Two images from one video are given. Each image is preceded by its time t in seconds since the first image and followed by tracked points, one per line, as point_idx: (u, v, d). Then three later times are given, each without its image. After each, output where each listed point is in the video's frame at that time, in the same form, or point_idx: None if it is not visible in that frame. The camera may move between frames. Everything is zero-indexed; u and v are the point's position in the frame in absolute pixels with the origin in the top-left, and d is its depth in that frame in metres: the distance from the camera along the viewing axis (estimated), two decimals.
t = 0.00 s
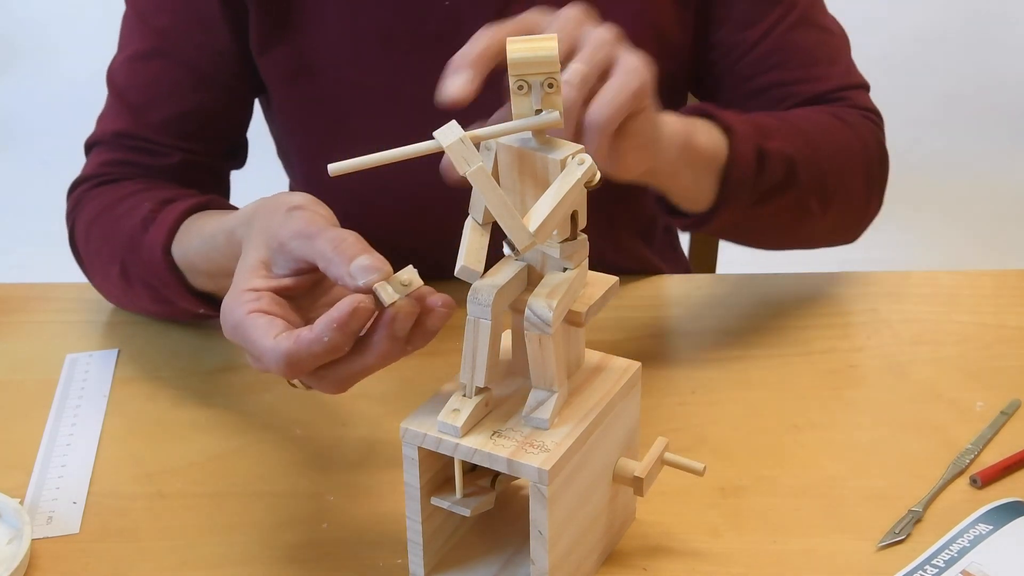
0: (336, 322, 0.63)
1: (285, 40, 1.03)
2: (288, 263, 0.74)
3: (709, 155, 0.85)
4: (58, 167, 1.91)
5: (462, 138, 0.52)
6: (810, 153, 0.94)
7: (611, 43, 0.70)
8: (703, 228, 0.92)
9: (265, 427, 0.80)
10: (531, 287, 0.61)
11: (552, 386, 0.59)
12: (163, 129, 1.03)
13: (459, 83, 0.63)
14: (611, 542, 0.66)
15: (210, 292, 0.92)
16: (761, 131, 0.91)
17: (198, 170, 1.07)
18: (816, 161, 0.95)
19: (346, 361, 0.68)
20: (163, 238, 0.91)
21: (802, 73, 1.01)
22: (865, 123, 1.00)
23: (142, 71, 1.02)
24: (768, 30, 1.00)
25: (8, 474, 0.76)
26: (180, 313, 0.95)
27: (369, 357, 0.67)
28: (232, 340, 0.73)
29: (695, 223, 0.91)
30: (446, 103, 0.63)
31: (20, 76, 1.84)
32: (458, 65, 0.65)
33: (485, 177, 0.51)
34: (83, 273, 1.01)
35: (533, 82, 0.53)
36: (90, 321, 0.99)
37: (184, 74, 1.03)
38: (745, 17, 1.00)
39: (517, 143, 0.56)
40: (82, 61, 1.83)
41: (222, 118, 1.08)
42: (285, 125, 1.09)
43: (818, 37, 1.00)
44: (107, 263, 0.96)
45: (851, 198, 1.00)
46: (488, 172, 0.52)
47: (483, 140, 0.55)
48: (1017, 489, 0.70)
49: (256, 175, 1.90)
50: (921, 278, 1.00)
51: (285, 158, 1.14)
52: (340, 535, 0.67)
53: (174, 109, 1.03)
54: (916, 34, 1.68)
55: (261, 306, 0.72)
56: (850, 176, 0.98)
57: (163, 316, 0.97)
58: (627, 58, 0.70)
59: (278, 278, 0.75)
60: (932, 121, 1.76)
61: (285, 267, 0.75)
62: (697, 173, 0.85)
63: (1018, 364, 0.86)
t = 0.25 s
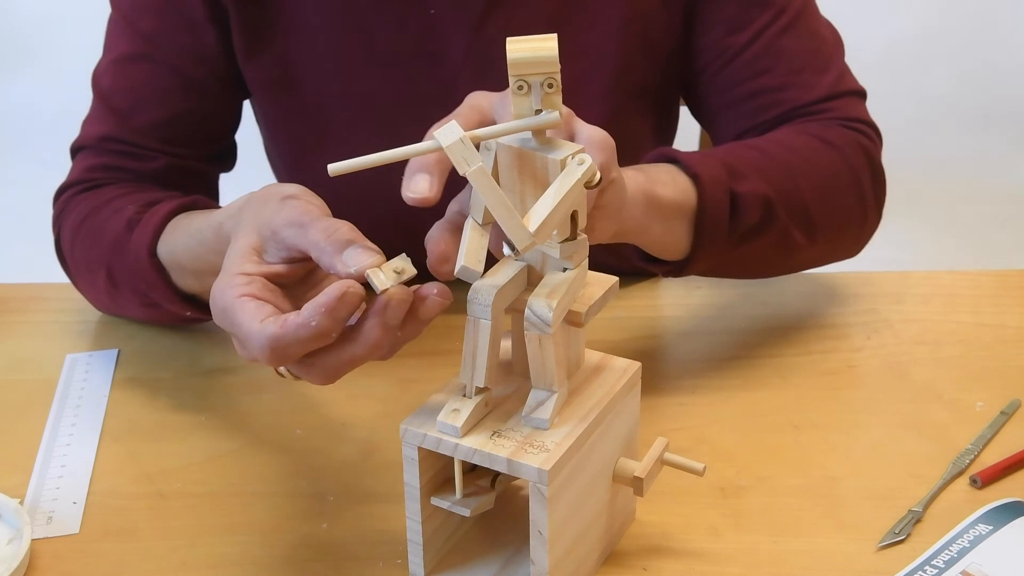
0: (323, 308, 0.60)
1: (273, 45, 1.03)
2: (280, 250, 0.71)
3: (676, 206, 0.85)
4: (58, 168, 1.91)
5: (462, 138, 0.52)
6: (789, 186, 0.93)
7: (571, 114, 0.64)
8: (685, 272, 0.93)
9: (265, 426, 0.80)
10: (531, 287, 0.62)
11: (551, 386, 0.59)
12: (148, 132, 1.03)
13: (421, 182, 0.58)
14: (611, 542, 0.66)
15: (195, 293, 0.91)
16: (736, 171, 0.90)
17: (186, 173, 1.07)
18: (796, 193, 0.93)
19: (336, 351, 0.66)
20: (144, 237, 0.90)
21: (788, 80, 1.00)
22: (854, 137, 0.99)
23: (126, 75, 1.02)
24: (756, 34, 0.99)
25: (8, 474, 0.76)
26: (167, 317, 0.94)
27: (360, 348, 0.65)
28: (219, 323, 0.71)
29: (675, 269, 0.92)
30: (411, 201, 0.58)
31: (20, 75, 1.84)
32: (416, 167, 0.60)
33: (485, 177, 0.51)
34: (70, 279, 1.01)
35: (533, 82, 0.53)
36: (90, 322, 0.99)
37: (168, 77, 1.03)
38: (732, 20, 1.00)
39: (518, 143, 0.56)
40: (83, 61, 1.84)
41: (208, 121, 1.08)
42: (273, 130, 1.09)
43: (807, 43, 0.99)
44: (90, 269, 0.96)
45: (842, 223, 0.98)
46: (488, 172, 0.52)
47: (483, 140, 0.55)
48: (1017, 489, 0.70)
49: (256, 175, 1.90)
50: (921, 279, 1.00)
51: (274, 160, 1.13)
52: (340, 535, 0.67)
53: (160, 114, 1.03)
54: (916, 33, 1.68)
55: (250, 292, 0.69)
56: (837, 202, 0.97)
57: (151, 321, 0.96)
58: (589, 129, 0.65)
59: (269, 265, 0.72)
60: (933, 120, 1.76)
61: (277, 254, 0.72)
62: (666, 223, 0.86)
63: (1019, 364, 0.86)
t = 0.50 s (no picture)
0: (336, 293, 0.59)
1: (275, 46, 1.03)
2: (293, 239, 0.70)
3: (678, 203, 0.86)
4: (58, 168, 1.91)
5: (462, 138, 0.52)
6: (793, 185, 0.93)
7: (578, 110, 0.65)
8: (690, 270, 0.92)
9: (265, 427, 0.80)
10: (531, 287, 0.62)
11: (552, 386, 0.59)
12: (148, 133, 1.03)
13: (442, 187, 0.58)
14: (611, 542, 0.66)
15: (196, 292, 0.91)
16: (739, 169, 0.91)
17: (187, 174, 1.07)
18: (800, 191, 0.93)
19: (347, 339, 0.66)
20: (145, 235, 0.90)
21: (791, 80, 1.00)
22: (858, 138, 0.98)
23: (127, 77, 1.02)
24: (757, 36, 0.99)
25: (9, 474, 0.76)
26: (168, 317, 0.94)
27: (372, 335, 0.65)
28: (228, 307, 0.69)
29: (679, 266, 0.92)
30: (435, 208, 0.57)
31: (20, 75, 1.84)
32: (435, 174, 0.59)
33: (484, 177, 0.51)
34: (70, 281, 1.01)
35: (533, 82, 0.53)
36: (90, 322, 0.99)
37: (168, 78, 1.03)
38: (733, 22, 1.00)
39: (518, 144, 0.56)
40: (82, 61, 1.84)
41: (207, 123, 1.08)
42: (274, 134, 1.09)
43: (809, 43, 1.00)
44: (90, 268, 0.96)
45: (847, 224, 0.97)
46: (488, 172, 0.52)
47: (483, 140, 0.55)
48: (1017, 489, 0.70)
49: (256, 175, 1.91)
50: (921, 279, 1.00)
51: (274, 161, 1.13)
52: (340, 535, 0.67)
53: (160, 115, 1.03)
54: (916, 34, 1.68)
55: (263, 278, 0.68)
56: (842, 201, 0.96)
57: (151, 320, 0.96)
58: (598, 123, 0.66)
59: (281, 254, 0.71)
60: (933, 120, 1.76)
61: (290, 242, 0.71)
62: (670, 219, 0.86)
63: (1019, 364, 0.86)
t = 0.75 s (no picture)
0: (328, 280, 0.60)
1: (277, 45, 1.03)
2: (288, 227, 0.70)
3: (683, 193, 0.86)
4: (58, 168, 1.91)
5: (461, 129, 0.52)
6: (802, 175, 0.93)
7: (578, 102, 0.65)
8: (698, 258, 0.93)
9: (265, 426, 0.80)
10: (532, 287, 0.62)
11: (551, 386, 0.59)
12: (148, 133, 1.03)
13: (455, 189, 0.58)
14: (611, 542, 0.66)
15: (196, 287, 0.91)
16: (745, 159, 0.91)
17: (187, 174, 1.07)
18: (809, 180, 0.93)
19: (341, 325, 0.66)
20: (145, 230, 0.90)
21: (797, 72, 1.00)
22: (868, 127, 0.98)
23: (127, 76, 1.02)
24: (761, 29, 0.99)
25: (8, 474, 0.76)
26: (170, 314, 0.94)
27: (365, 323, 0.65)
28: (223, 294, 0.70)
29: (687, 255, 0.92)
30: (449, 209, 0.57)
31: (20, 76, 1.84)
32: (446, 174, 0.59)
33: (479, 168, 0.52)
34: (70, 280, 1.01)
35: (535, 79, 0.53)
36: (91, 322, 0.99)
37: (169, 78, 1.03)
38: (736, 17, 1.00)
39: (521, 139, 0.56)
40: (82, 62, 1.84)
41: (208, 122, 1.08)
42: (275, 133, 1.09)
43: (814, 34, 1.00)
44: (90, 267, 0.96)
45: (858, 213, 0.97)
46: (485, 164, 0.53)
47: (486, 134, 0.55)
48: (1017, 489, 0.70)
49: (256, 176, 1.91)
50: (921, 279, 1.00)
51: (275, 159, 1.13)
52: (340, 535, 0.67)
53: (161, 114, 1.03)
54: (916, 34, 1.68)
55: (257, 266, 0.69)
56: (852, 191, 0.96)
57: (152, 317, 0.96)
58: (599, 116, 0.65)
59: (276, 242, 0.71)
60: (934, 121, 1.76)
61: (285, 230, 0.71)
62: (674, 210, 0.86)
63: (1019, 364, 0.86)
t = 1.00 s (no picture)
0: (316, 272, 0.60)
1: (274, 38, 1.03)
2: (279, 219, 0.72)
3: (687, 188, 0.85)
4: (58, 167, 1.92)
5: (460, 129, 0.52)
6: (806, 168, 0.93)
7: (576, 98, 0.65)
8: (702, 259, 0.93)
9: (265, 426, 0.80)
10: (532, 287, 0.62)
11: (551, 386, 0.59)
12: (147, 132, 1.03)
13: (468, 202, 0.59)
14: (611, 542, 0.66)
15: (195, 281, 0.92)
16: (749, 154, 0.91)
17: (186, 173, 1.07)
18: (813, 174, 0.93)
19: (331, 317, 0.66)
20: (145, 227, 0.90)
21: (799, 67, 1.00)
22: (871, 120, 0.98)
23: (125, 75, 1.02)
24: (762, 25, 0.99)
25: (8, 474, 0.76)
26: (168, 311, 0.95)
27: (353, 315, 0.65)
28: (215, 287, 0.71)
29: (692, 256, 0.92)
30: (466, 224, 0.60)
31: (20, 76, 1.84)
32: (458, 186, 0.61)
33: (479, 168, 0.51)
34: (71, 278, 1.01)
35: (534, 79, 0.53)
36: (91, 321, 0.99)
37: (167, 78, 1.03)
38: (737, 13, 1.00)
39: (521, 140, 0.56)
40: (82, 61, 1.84)
41: (207, 121, 1.08)
42: (276, 133, 1.09)
43: (816, 29, 1.00)
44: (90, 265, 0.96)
45: (864, 206, 0.97)
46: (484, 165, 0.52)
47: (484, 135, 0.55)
48: (1017, 489, 0.70)
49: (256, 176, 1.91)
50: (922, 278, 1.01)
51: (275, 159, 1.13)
52: (340, 535, 0.67)
53: (160, 113, 1.03)
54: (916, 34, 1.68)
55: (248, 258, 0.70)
56: (856, 184, 0.96)
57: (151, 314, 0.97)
58: (596, 114, 0.66)
59: (268, 234, 0.73)
60: (934, 121, 1.75)
61: (275, 222, 0.73)
62: (679, 205, 0.85)
63: (1019, 364, 0.86)
